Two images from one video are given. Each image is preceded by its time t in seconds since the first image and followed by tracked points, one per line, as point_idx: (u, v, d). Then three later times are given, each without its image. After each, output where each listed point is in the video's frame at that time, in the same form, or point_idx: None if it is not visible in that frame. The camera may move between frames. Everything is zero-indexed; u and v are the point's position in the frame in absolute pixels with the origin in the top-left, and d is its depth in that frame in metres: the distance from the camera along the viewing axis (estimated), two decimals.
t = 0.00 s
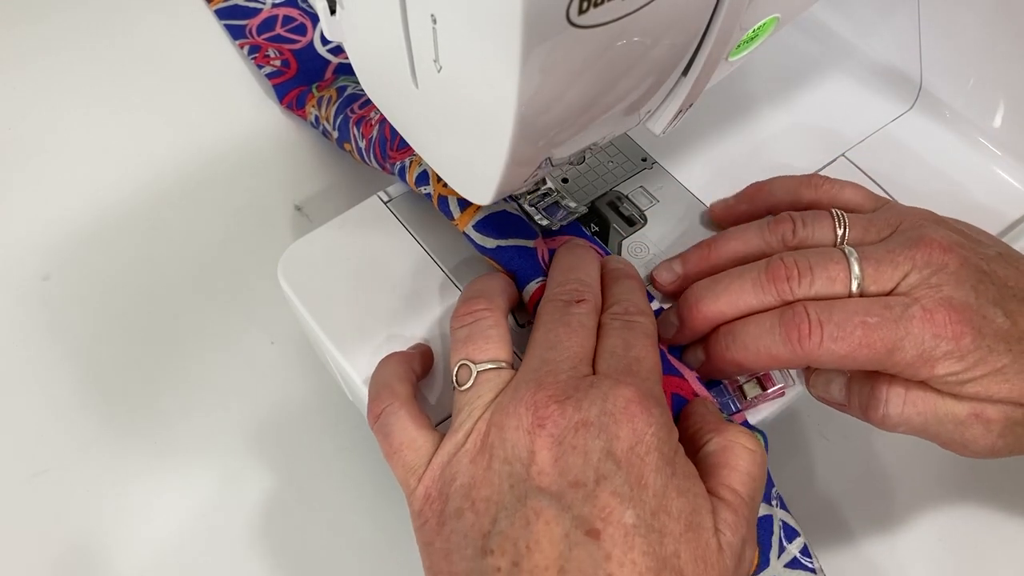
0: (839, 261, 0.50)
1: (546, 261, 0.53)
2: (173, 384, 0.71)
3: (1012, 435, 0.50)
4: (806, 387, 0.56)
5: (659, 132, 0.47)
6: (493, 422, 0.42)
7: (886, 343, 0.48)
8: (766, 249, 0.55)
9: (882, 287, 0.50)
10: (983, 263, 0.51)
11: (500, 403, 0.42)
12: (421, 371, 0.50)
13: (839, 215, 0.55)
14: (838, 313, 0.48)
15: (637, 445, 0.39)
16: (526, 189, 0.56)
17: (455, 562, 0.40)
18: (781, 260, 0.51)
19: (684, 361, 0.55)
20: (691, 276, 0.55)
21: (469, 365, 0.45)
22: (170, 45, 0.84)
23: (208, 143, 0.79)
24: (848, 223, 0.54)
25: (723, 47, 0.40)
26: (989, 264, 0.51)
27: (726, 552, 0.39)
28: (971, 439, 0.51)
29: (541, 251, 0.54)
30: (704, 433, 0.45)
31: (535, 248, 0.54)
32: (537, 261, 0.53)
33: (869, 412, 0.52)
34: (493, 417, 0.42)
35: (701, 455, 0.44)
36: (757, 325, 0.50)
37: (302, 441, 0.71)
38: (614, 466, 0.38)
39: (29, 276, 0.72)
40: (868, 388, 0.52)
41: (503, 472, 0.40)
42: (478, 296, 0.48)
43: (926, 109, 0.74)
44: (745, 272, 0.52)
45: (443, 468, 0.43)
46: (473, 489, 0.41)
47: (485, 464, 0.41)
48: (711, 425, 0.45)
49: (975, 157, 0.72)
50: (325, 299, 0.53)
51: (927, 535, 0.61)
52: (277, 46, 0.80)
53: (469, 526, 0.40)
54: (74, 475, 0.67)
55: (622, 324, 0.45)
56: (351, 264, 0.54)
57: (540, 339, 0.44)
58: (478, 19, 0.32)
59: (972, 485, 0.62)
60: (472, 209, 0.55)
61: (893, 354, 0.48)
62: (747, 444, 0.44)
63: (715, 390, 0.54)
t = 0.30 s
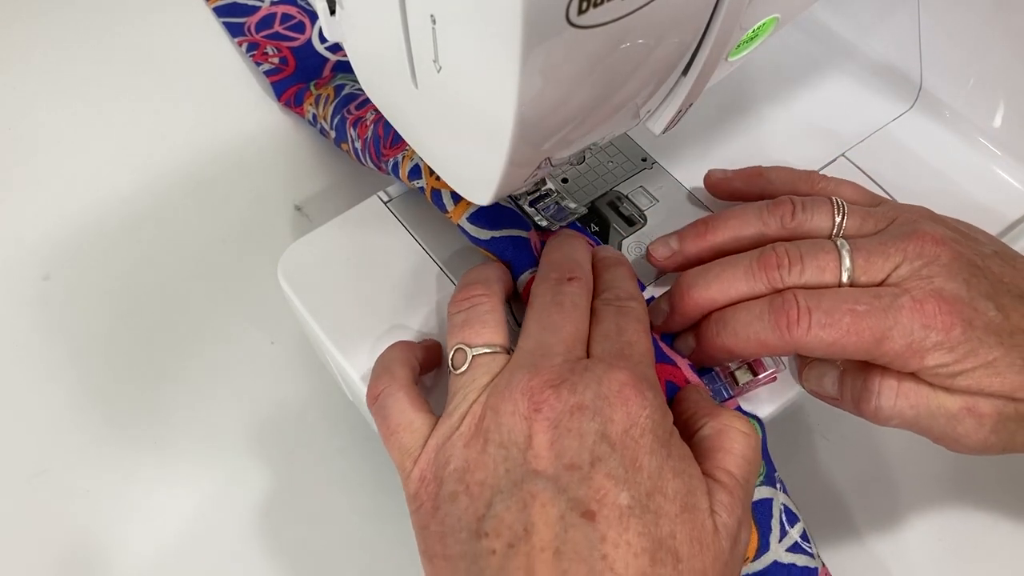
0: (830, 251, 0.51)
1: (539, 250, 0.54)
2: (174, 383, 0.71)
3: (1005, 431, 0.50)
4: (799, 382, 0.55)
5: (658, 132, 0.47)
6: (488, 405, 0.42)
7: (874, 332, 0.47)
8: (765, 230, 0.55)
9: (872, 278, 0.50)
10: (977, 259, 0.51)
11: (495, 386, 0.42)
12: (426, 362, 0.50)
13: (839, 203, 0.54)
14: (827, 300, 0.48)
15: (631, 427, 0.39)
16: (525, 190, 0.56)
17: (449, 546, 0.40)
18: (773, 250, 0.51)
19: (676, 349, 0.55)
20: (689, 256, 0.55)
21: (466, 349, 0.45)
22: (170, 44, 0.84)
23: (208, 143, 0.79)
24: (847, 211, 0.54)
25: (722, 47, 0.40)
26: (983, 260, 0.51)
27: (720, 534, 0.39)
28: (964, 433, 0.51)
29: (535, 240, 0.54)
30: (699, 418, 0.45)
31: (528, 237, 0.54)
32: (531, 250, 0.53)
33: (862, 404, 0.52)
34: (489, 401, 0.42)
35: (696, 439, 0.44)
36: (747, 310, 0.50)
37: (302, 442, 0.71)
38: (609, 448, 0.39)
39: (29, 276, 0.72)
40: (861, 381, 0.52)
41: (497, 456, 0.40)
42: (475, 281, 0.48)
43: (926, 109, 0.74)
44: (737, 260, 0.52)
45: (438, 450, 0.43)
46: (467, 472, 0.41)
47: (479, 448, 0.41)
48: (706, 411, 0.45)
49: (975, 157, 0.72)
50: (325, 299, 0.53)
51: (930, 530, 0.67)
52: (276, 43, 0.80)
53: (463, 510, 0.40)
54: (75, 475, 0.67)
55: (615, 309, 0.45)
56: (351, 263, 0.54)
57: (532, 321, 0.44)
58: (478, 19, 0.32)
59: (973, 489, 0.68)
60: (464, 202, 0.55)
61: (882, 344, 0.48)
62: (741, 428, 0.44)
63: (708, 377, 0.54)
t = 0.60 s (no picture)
0: (818, 243, 0.51)
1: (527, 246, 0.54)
2: (174, 383, 0.71)
3: (993, 428, 0.50)
4: (790, 377, 0.55)
5: (659, 132, 0.46)
6: (517, 411, 0.41)
7: (860, 322, 0.47)
8: (754, 222, 0.55)
9: (861, 270, 0.50)
10: (969, 255, 0.51)
11: (521, 391, 0.42)
12: (432, 375, 0.50)
13: (829, 198, 0.55)
14: (815, 289, 0.48)
15: (673, 426, 0.39)
16: (524, 190, 0.56)
17: (488, 557, 0.40)
18: (763, 239, 0.51)
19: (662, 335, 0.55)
20: (680, 243, 0.55)
21: (473, 352, 0.45)
22: (169, 44, 0.84)
23: (208, 144, 0.79)
24: (837, 207, 0.55)
25: (723, 47, 0.40)
26: (975, 257, 0.51)
27: (760, 526, 0.40)
28: (953, 429, 0.51)
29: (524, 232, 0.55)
30: (715, 407, 0.45)
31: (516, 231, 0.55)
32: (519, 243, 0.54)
33: (851, 397, 0.52)
34: (517, 406, 0.41)
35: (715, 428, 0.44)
36: (736, 297, 0.50)
37: (302, 441, 0.71)
38: (652, 451, 0.39)
39: (29, 276, 0.72)
40: (850, 375, 0.51)
41: (533, 464, 0.40)
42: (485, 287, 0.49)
43: (926, 110, 0.74)
44: (726, 249, 0.52)
45: (464, 458, 0.42)
46: (496, 481, 0.40)
47: (508, 456, 0.40)
48: (722, 397, 0.45)
49: (975, 156, 0.72)
50: (326, 300, 0.53)
51: (934, 535, 0.68)
52: (275, 41, 0.80)
53: (499, 520, 0.40)
54: (75, 475, 0.67)
55: (642, 299, 0.46)
56: (352, 264, 0.54)
57: (537, 313, 0.44)
58: (479, 19, 0.32)
59: (974, 489, 0.69)
60: (454, 195, 0.55)
61: (868, 334, 0.48)
62: (754, 415, 0.44)
63: (699, 364, 0.54)
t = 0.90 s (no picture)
0: (808, 238, 0.51)
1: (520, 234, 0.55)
2: (174, 383, 0.71)
3: (984, 424, 0.51)
4: (783, 377, 0.55)
5: (659, 132, 0.46)
6: (513, 410, 0.41)
7: (846, 314, 0.47)
8: (747, 216, 0.55)
9: (850, 265, 0.50)
10: (960, 252, 0.51)
11: (515, 391, 0.42)
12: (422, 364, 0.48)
13: (822, 194, 0.55)
14: (801, 280, 0.48)
15: (666, 415, 0.41)
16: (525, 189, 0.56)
17: (492, 555, 0.40)
18: (753, 232, 0.51)
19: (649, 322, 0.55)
20: (674, 235, 0.56)
21: (479, 352, 0.45)
22: (169, 44, 0.84)
23: (208, 143, 0.79)
24: (830, 202, 0.54)
25: (723, 47, 0.40)
26: (967, 254, 0.51)
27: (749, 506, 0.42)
28: (943, 425, 0.51)
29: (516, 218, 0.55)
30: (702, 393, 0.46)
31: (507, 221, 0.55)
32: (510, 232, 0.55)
33: (842, 392, 0.52)
34: (512, 405, 0.41)
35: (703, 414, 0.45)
36: (724, 285, 0.50)
37: (302, 440, 0.71)
38: (647, 439, 0.40)
39: (28, 276, 0.72)
40: (841, 370, 0.51)
41: (533, 462, 0.40)
42: (479, 293, 0.49)
43: (926, 110, 0.74)
44: (716, 240, 0.52)
45: (461, 458, 0.42)
46: (497, 480, 0.40)
47: (507, 454, 0.41)
48: (707, 386, 0.46)
49: (975, 157, 0.72)
50: (327, 299, 0.53)
51: (934, 528, 0.70)
52: (273, 39, 0.80)
53: (500, 518, 0.40)
54: (75, 475, 0.67)
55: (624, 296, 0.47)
56: (353, 265, 0.54)
57: (523, 316, 0.43)
58: (479, 19, 0.32)
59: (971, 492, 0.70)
60: (443, 186, 0.56)
61: (853, 326, 0.48)
62: (739, 401, 0.46)
63: (685, 349, 0.54)
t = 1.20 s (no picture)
0: (795, 229, 0.51)
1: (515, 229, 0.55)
2: (173, 383, 0.71)
3: (972, 419, 0.50)
4: (772, 373, 0.54)
5: (659, 132, 0.46)
6: (496, 390, 0.41)
7: (829, 302, 0.47)
8: (737, 209, 0.56)
9: (835, 256, 0.51)
10: (947, 248, 0.51)
11: (498, 371, 0.42)
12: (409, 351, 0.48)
13: (811, 190, 0.55)
14: (785, 267, 0.48)
15: (645, 393, 0.40)
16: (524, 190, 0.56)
17: (475, 532, 0.40)
18: (742, 221, 0.52)
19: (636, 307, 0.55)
20: (664, 225, 0.56)
21: (462, 334, 0.45)
22: (169, 44, 0.84)
23: (208, 144, 0.79)
24: (819, 199, 0.55)
25: (723, 47, 0.40)
26: (955, 251, 0.51)
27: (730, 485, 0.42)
28: (929, 420, 0.50)
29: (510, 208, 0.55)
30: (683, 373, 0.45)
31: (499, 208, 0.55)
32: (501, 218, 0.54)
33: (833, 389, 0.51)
34: (496, 385, 0.41)
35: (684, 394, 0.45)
36: (709, 270, 0.50)
37: (302, 440, 0.71)
38: (627, 417, 0.40)
39: (28, 276, 0.72)
40: (829, 364, 0.51)
41: (515, 440, 0.40)
42: (463, 275, 0.49)
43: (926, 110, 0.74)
44: (703, 228, 0.52)
45: (445, 438, 0.42)
46: (481, 458, 0.40)
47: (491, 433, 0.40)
48: (690, 367, 0.46)
49: (975, 156, 0.72)
50: (326, 299, 0.53)
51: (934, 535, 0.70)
52: (273, 38, 0.80)
53: (483, 495, 0.40)
54: (75, 475, 0.67)
55: (603, 282, 0.47)
56: (353, 264, 0.54)
57: (504, 298, 0.43)
58: (478, 18, 0.32)
59: (967, 494, 0.71)
60: (432, 176, 0.56)
61: (835, 316, 0.47)
62: (722, 383, 0.45)
63: (672, 335, 0.54)
